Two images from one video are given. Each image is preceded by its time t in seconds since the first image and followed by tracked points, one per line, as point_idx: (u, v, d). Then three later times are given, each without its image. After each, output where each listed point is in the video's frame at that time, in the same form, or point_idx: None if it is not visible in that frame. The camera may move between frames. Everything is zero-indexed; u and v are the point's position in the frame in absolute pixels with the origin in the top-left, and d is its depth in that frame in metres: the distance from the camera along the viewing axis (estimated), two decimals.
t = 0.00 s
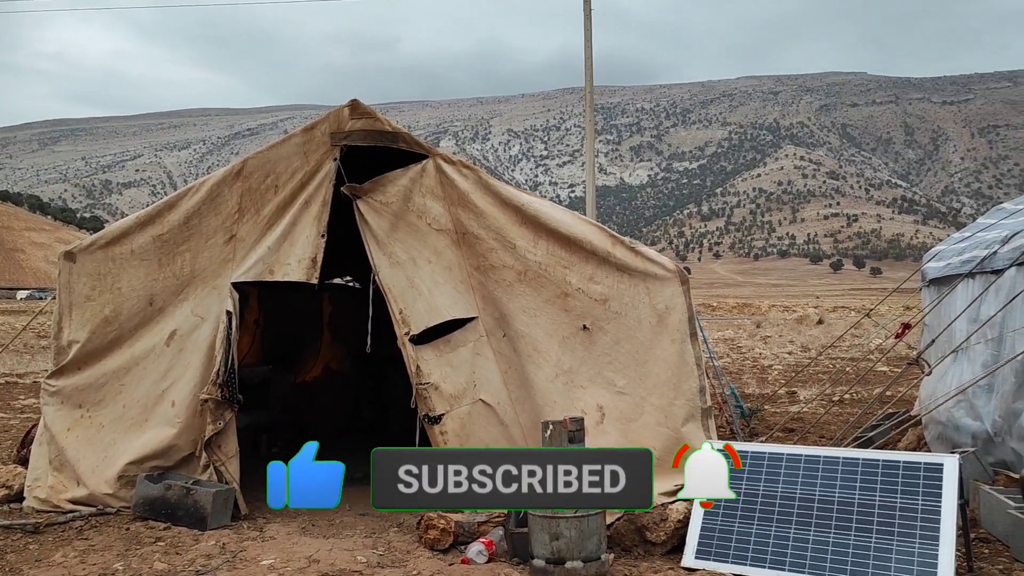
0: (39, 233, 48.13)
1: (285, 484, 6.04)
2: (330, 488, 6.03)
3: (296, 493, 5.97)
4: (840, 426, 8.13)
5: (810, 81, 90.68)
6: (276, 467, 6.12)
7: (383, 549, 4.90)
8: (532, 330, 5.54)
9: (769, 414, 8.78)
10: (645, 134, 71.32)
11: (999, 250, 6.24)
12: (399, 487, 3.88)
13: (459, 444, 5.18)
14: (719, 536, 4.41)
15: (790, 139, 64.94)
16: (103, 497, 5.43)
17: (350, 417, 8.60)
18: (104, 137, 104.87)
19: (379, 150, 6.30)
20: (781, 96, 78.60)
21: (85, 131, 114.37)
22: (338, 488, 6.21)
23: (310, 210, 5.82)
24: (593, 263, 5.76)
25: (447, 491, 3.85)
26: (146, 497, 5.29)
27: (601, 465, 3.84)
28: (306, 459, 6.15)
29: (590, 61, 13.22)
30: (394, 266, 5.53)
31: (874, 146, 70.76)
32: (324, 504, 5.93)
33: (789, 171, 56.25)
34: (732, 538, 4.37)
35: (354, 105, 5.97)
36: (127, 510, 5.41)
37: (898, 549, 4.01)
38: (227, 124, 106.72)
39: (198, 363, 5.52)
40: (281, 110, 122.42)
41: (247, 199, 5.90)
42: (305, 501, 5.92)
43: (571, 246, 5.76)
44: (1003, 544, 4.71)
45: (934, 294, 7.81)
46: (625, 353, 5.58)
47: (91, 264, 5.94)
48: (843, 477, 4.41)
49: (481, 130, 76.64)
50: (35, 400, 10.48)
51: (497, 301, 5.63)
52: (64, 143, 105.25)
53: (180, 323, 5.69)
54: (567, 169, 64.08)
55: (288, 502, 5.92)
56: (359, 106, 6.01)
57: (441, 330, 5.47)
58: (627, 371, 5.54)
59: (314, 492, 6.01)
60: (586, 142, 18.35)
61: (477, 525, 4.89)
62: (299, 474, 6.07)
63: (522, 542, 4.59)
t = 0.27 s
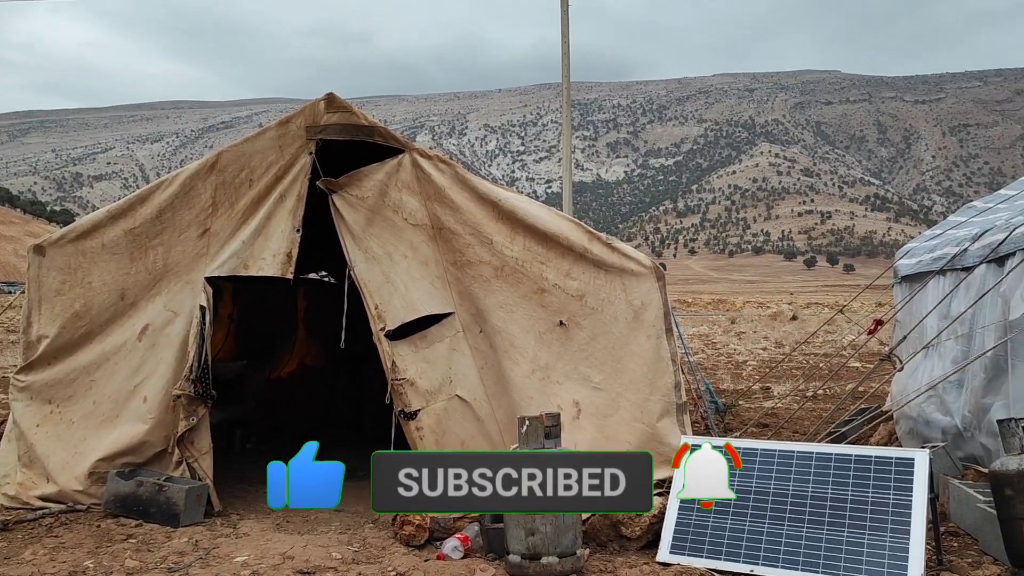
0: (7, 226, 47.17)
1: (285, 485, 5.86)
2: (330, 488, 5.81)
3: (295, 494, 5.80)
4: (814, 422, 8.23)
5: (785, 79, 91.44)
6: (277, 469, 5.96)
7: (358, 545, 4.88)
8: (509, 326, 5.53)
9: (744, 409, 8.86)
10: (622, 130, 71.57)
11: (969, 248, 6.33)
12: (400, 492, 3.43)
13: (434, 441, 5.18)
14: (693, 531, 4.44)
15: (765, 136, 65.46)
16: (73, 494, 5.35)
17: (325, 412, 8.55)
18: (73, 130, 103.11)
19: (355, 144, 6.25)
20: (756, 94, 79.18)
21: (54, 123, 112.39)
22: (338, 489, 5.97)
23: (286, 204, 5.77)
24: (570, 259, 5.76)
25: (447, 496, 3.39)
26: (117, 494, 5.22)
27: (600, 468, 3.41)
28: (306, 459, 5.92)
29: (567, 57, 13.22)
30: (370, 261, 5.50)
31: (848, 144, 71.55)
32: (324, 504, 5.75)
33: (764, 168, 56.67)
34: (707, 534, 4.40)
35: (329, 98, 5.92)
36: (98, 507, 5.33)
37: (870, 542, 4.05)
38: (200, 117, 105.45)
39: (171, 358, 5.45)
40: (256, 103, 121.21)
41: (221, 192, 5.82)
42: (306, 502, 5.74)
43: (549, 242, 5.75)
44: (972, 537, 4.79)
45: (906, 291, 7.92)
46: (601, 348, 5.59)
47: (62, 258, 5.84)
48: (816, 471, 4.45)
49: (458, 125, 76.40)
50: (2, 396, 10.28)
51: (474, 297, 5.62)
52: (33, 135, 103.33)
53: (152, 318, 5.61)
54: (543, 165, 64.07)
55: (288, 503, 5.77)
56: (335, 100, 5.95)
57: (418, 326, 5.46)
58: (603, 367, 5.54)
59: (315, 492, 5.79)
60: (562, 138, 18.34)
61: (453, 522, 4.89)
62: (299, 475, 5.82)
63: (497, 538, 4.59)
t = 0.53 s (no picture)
0: None
1: (284, 501, 5.27)
2: (332, 501, 5.26)
3: (296, 510, 5.26)
4: (788, 417, 8.30)
5: (762, 77, 92.13)
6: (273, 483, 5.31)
7: (334, 541, 4.85)
8: (486, 321, 5.51)
9: (719, 405, 8.92)
10: (600, 126, 71.71)
11: (940, 245, 6.41)
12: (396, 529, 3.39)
13: (412, 437, 5.18)
14: (668, 526, 4.46)
15: (741, 133, 65.93)
16: (44, 490, 5.27)
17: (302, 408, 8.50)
18: (43, 122, 101.40)
19: (332, 138, 6.20)
20: (732, 91, 79.73)
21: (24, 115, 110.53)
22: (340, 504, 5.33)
23: (261, 198, 5.71)
24: (548, 254, 5.75)
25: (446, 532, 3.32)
26: (90, 490, 5.14)
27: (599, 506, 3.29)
28: (306, 477, 5.37)
29: (545, 53, 13.21)
30: (346, 256, 5.47)
31: (823, 141, 72.27)
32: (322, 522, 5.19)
33: (740, 165, 57.12)
34: (681, 528, 4.43)
35: (305, 91, 5.86)
36: (70, 504, 5.26)
37: (843, 536, 4.09)
38: (174, 109, 104.26)
39: (144, 353, 5.39)
40: (231, 96, 119.99)
41: (195, 186, 5.73)
42: (306, 519, 5.21)
43: (526, 238, 5.74)
44: (943, 530, 4.85)
45: (879, 288, 8.01)
46: (578, 344, 5.59)
47: (32, 252, 5.74)
48: (790, 466, 4.49)
49: (436, 119, 76.23)
50: None
51: (452, 294, 5.60)
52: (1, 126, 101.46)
53: (125, 313, 5.53)
54: (521, 160, 64.11)
55: (289, 520, 5.22)
56: (312, 93, 5.89)
57: (395, 321, 5.45)
58: (580, 363, 5.55)
59: (315, 508, 5.24)
60: (541, 133, 18.35)
61: (430, 517, 4.87)
62: (299, 492, 5.30)
63: (474, 533, 4.56)
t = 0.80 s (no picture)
0: None
1: None
2: None
3: None
4: (763, 411, 8.37)
5: (739, 73, 92.73)
6: None
7: (310, 537, 4.81)
8: (464, 316, 5.50)
9: (695, 400, 8.97)
10: (577, 121, 71.76)
11: (914, 241, 6.47)
12: None
13: (389, 432, 5.19)
14: (645, 519, 4.49)
15: (718, 130, 66.32)
16: (15, 487, 5.17)
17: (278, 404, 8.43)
18: (12, 113, 99.61)
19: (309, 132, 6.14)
20: (709, 87, 80.17)
21: None
22: None
23: (237, 191, 5.64)
24: (526, 249, 5.74)
25: None
26: (61, 486, 5.07)
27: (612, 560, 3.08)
28: None
29: (522, 48, 13.18)
30: (322, 250, 5.45)
31: (798, 138, 72.93)
32: None
33: (717, 161, 57.45)
34: (658, 521, 4.46)
35: (282, 84, 5.79)
36: (42, 500, 5.17)
37: (817, 530, 4.14)
38: (147, 101, 102.87)
39: (117, 348, 5.32)
40: (205, 88, 118.62)
41: (170, 179, 5.65)
42: None
43: (505, 233, 5.72)
44: (914, 524, 4.93)
45: (854, 283, 8.09)
46: (556, 339, 5.59)
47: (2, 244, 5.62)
48: (767, 461, 4.52)
49: (413, 113, 75.90)
50: None
51: (429, 288, 5.58)
52: None
53: (98, 307, 5.45)
54: (499, 155, 64.03)
55: None
56: (288, 87, 5.83)
57: (372, 316, 5.43)
58: (558, 358, 5.54)
59: None
60: (519, 129, 18.31)
61: (406, 511, 4.85)
62: None
63: (451, 528, 4.54)
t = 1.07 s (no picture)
0: None
1: None
2: None
3: None
4: (738, 406, 8.44)
5: (715, 69, 93.26)
6: None
7: (285, 532, 4.77)
8: (440, 311, 5.47)
9: (671, 394, 9.02)
10: (555, 116, 71.75)
11: (888, 237, 6.55)
12: None
13: (365, 428, 5.16)
14: (622, 513, 4.50)
15: (694, 126, 66.66)
16: None
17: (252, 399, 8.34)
18: None
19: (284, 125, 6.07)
20: (686, 83, 80.54)
21: None
22: None
23: (211, 185, 5.56)
24: (503, 244, 5.73)
25: None
26: (32, 483, 4.98)
27: None
28: None
29: (500, 42, 13.13)
30: (298, 244, 5.39)
31: (773, 134, 73.51)
32: None
33: (693, 157, 57.76)
34: (634, 516, 4.47)
35: (257, 77, 5.71)
36: (11, 498, 5.08)
37: (790, 524, 4.17)
38: (119, 93, 101.36)
39: (89, 342, 5.24)
40: (178, 80, 117.09)
41: (142, 172, 5.56)
42: None
43: (482, 228, 5.70)
44: (886, 517, 4.99)
45: (828, 279, 8.18)
46: (533, 334, 5.58)
47: None
48: (740, 454, 4.55)
49: (390, 107, 75.50)
50: None
51: (406, 283, 5.54)
52: None
53: (68, 301, 5.35)
54: (476, 149, 63.90)
55: None
56: (263, 79, 5.75)
57: (348, 311, 5.39)
58: (535, 353, 5.54)
59: None
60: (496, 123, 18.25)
61: (382, 508, 4.83)
62: None
63: (427, 523, 4.51)
